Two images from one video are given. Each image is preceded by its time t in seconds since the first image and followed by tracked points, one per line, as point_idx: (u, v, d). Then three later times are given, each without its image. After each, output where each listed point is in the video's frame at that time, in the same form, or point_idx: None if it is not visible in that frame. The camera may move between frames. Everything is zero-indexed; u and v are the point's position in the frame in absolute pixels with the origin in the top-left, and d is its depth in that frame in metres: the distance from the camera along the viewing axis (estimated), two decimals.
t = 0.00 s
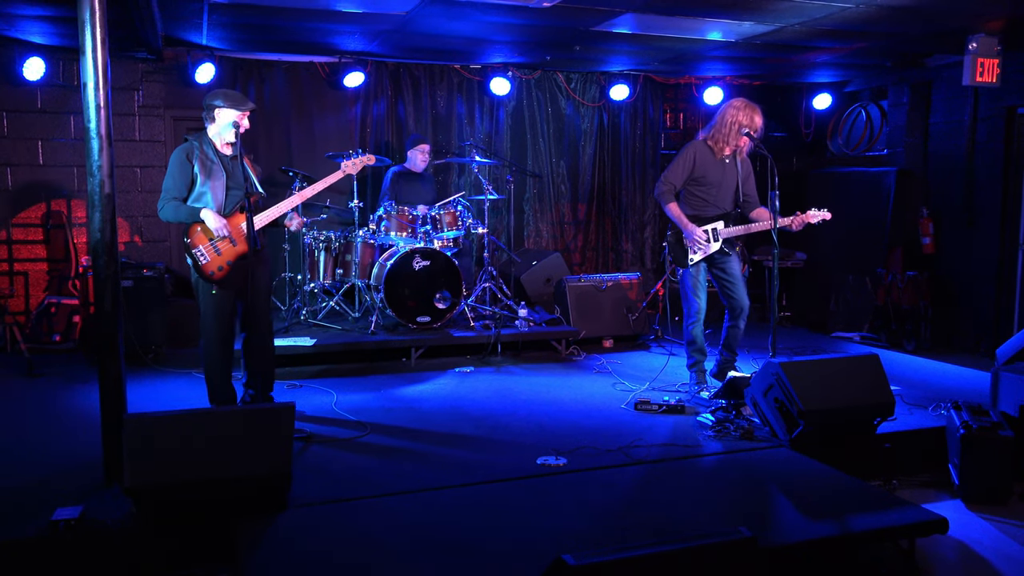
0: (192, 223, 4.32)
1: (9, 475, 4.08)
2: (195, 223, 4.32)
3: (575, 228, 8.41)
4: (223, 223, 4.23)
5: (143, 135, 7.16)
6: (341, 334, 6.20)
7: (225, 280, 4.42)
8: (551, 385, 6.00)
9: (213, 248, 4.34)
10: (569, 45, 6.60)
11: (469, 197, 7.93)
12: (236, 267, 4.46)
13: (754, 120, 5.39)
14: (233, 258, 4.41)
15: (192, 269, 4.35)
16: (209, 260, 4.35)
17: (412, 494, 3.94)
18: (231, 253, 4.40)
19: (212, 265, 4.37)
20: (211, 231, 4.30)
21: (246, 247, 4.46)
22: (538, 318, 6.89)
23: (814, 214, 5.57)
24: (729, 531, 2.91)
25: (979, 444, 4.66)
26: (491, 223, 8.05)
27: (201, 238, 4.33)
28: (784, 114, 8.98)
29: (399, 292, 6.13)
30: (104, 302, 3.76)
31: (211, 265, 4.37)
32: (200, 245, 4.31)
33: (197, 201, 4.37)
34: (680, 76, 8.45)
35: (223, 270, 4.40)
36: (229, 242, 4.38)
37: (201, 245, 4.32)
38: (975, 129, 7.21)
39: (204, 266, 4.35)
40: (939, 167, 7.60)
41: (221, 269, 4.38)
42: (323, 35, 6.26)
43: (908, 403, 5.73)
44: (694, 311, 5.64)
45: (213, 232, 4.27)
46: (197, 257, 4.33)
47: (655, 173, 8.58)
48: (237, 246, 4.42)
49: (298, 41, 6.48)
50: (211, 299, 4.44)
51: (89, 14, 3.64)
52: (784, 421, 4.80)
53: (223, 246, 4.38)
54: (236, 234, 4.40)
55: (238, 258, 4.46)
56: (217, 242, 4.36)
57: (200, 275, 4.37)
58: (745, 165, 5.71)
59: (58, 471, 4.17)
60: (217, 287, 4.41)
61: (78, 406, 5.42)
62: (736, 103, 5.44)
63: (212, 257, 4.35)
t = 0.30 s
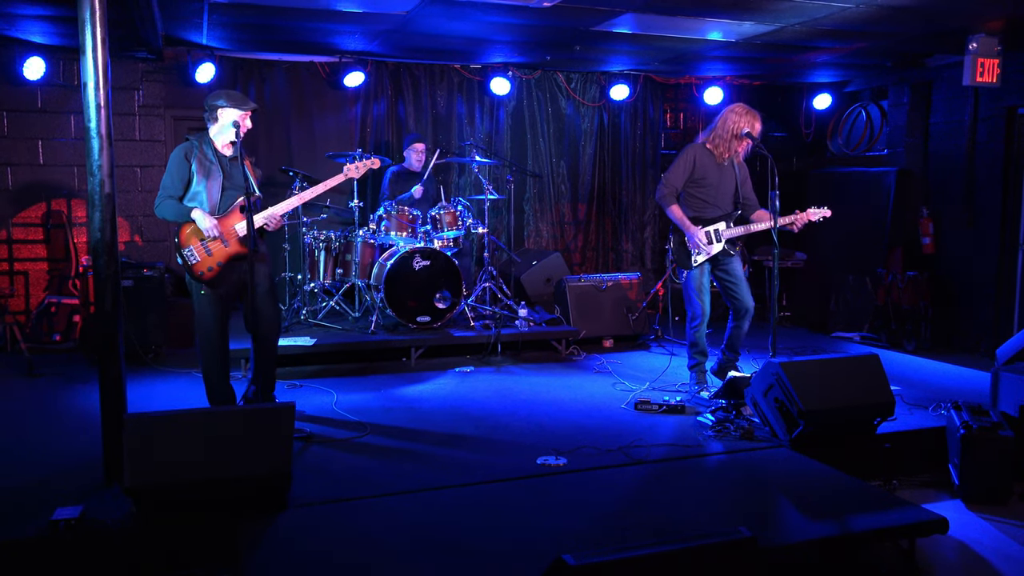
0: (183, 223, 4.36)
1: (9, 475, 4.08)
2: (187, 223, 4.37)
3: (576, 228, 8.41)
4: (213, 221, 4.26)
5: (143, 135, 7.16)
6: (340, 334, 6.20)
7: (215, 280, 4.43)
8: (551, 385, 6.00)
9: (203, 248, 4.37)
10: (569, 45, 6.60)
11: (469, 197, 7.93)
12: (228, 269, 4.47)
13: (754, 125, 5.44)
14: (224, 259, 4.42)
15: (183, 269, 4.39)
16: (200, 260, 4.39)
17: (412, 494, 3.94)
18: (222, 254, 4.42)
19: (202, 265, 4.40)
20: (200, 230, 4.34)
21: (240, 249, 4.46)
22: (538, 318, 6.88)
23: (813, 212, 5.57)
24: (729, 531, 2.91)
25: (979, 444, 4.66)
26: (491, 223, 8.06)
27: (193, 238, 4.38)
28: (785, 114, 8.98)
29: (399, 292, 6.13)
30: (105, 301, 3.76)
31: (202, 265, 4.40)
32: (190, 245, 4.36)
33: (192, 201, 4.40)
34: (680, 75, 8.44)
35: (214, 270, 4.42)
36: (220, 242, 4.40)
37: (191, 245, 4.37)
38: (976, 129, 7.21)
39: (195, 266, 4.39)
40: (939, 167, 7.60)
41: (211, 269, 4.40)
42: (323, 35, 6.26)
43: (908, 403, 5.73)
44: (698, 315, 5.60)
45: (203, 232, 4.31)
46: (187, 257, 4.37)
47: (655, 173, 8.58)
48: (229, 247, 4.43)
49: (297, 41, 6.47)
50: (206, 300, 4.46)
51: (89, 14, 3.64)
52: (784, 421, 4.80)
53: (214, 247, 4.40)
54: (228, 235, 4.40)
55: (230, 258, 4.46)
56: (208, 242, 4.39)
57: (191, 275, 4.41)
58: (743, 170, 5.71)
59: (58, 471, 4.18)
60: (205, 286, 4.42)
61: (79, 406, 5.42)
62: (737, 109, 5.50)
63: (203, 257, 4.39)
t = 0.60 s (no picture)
0: (180, 220, 4.35)
1: (9, 475, 4.08)
2: (183, 220, 4.36)
3: (576, 228, 8.41)
4: (208, 221, 4.27)
5: (143, 135, 7.15)
6: (340, 334, 6.20)
7: (208, 278, 4.43)
8: (551, 385, 6.00)
9: (198, 246, 4.35)
10: (569, 45, 6.59)
11: (469, 197, 7.93)
12: (223, 269, 4.46)
13: (753, 127, 5.44)
14: (218, 258, 4.41)
15: (177, 264, 4.38)
16: (194, 258, 4.37)
17: (412, 494, 3.94)
18: (216, 252, 4.40)
19: (196, 262, 4.38)
20: (195, 228, 4.32)
21: (235, 249, 4.45)
22: (538, 318, 6.88)
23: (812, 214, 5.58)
24: (730, 531, 2.91)
25: (979, 444, 4.66)
26: (491, 223, 8.06)
27: (187, 235, 4.36)
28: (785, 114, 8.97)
29: (400, 292, 6.13)
30: (105, 302, 3.76)
31: (195, 263, 4.38)
32: (184, 241, 4.34)
33: (191, 199, 4.43)
34: (680, 75, 8.43)
35: (207, 268, 4.41)
36: (215, 240, 4.39)
37: (186, 241, 4.35)
38: (976, 129, 7.21)
39: (188, 263, 4.37)
40: (939, 167, 7.59)
41: (204, 267, 4.39)
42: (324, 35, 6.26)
43: (908, 403, 5.73)
44: (701, 316, 5.56)
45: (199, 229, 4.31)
46: (182, 253, 4.35)
47: (655, 173, 8.59)
48: (224, 247, 4.42)
49: (297, 41, 6.46)
50: (205, 300, 4.45)
51: (89, 14, 3.64)
52: (784, 421, 4.81)
53: (209, 245, 4.39)
54: (224, 234, 4.40)
55: (224, 258, 4.45)
56: (203, 240, 4.37)
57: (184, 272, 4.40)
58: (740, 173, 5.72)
59: (58, 471, 4.18)
60: (199, 285, 4.42)
61: (79, 406, 5.42)
62: (736, 112, 5.50)
63: (197, 255, 4.37)
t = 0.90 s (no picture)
0: (183, 217, 4.37)
1: (10, 475, 4.09)
2: (185, 218, 4.38)
3: (575, 228, 8.41)
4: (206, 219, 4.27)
5: (142, 135, 7.14)
6: (340, 334, 6.20)
7: (207, 275, 4.43)
8: (551, 385, 6.00)
9: (198, 244, 4.36)
10: (568, 45, 6.59)
11: (469, 197, 7.93)
12: (223, 268, 4.46)
13: (753, 129, 5.41)
14: (217, 257, 4.41)
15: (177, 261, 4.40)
16: (193, 256, 4.38)
17: (412, 494, 3.94)
18: (216, 251, 4.40)
19: (195, 260, 4.39)
20: (194, 226, 4.33)
21: (234, 248, 4.45)
22: (538, 318, 6.88)
23: (808, 219, 5.57)
24: (729, 531, 2.91)
25: (979, 445, 4.66)
26: (491, 223, 8.06)
27: (188, 233, 4.37)
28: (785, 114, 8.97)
29: (399, 292, 6.11)
30: (104, 302, 3.76)
31: (194, 261, 4.38)
32: (184, 239, 4.35)
33: (195, 198, 4.46)
34: (680, 75, 8.43)
35: (207, 267, 4.41)
36: (214, 238, 4.39)
37: (186, 239, 4.36)
38: (975, 129, 7.21)
39: (187, 261, 4.38)
40: (938, 167, 7.60)
41: (203, 266, 4.39)
42: (323, 35, 6.25)
43: (907, 403, 5.74)
44: (702, 318, 5.56)
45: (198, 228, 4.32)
46: (181, 251, 4.37)
47: (655, 173, 8.59)
48: (224, 246, 4.42)
49: (297, 41, 6.46)
50: (205, 298, 4.47)
51: (89, 14, 3.64)
52: (784, 421, 4.81)
53: (208, 243, 4.39)
54: (225, 233, 4.40)
55: (223, 257, 4.45)
56: (203, 238, 4.38)
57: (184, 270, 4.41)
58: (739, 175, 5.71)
59: (58, 471, 4.18)
60: (198, 282, 4.43)
61: (79, 407, 5.42)
62: (737, 114, 5.47)
63: (196, 253, 4.38)
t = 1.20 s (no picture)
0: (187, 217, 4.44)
1: (9, 476, 4.09)
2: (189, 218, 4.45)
3: (575, 229, 8.40)
4: (209, 218, 4.33)
5: (141, 136, 7.13)
6: (340, 334, 6.20)
7: (210, 274, 4.48)
8: (550, 385, 6.00)
9: (201, 243, 4.41)
10: (568, 45, 6.59)
11: (469, 198, 7.93)
12: (223, 266, 4.50)
13: (753, 130, 5.43)
14: (220, 256, 4.46)
15: (182, 260, 4.46)
16: (196, 255, 4.43)
17: (412, 494, 3.94)
18: (219, 250, 4.45)
19: (199, 259, 4.44)
20: (198, 225, 4.39)
21: (238, 247, 4.49)
22: (538, 318, 6.88)
23: (811, 219, 5.59)
24: (729, 531, 2.91)
25: (978, 444, 4.67)
26: (491, 223, 8.06)
27: (191, 233, 4.43)
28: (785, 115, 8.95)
29: (398, 292, 6.10)
30: (104, 303, 3.76)
31: (198, 260, 4.44)
32: (188, 239, 4.41)
33: (200, 198, 4.49)
34: (680, 76, 8.43)
35: (210, 266, 4.46)
36: (218, 238, 4.44)
37: (190, 238, 4.41)
38: (975, 129, 7.21)
39: (191, 260, 4.44)
40: (937, 167, 7.59)
41: (206, 264, 4.44)
42: (322, 35, 6.25)
43: (907, 403, 5.74)
44: (701, 318, 5.56)
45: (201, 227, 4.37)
46: (185, 250, 4.43)
47: (655, 173, 8.59)
48: (227, 245, 4.47)
49: (296, 41, 6.45)
50: (207, 297, 4.51)
51: (89, 15, 3.64)
52: (784, 421, 4.80)
53: (212, 243, 4.44)
54: (228, 233, 4.44)
55: (228, 256, 4.49)
56: (207, 238, 4.43)
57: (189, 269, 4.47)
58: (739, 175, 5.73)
59: (58, 471, 4.18)
60: (199, 281, 4.48)
61: (78, 407, 5.42)
62: (737, 115, 5.48)
63: (199, 252, 4.43)
